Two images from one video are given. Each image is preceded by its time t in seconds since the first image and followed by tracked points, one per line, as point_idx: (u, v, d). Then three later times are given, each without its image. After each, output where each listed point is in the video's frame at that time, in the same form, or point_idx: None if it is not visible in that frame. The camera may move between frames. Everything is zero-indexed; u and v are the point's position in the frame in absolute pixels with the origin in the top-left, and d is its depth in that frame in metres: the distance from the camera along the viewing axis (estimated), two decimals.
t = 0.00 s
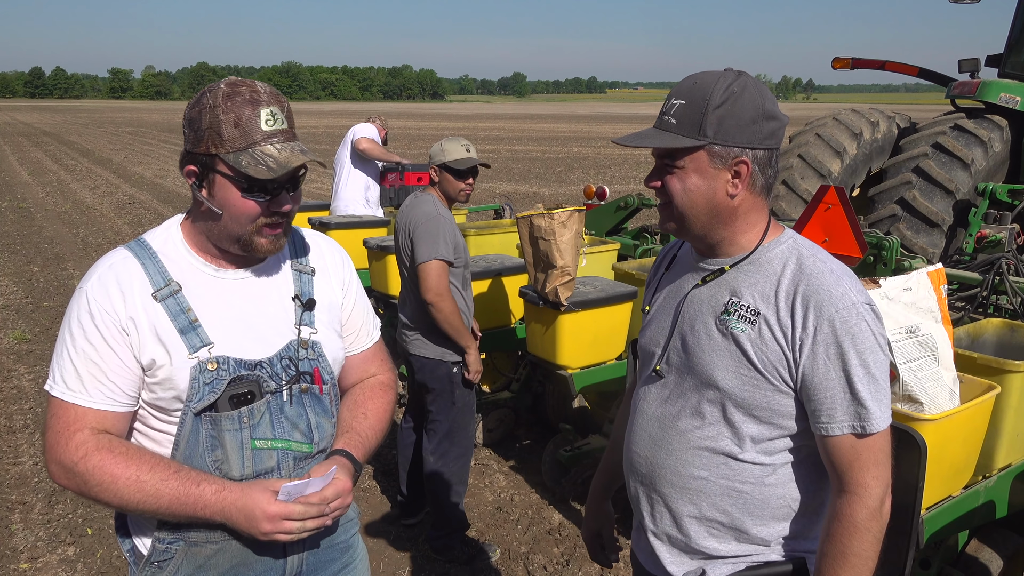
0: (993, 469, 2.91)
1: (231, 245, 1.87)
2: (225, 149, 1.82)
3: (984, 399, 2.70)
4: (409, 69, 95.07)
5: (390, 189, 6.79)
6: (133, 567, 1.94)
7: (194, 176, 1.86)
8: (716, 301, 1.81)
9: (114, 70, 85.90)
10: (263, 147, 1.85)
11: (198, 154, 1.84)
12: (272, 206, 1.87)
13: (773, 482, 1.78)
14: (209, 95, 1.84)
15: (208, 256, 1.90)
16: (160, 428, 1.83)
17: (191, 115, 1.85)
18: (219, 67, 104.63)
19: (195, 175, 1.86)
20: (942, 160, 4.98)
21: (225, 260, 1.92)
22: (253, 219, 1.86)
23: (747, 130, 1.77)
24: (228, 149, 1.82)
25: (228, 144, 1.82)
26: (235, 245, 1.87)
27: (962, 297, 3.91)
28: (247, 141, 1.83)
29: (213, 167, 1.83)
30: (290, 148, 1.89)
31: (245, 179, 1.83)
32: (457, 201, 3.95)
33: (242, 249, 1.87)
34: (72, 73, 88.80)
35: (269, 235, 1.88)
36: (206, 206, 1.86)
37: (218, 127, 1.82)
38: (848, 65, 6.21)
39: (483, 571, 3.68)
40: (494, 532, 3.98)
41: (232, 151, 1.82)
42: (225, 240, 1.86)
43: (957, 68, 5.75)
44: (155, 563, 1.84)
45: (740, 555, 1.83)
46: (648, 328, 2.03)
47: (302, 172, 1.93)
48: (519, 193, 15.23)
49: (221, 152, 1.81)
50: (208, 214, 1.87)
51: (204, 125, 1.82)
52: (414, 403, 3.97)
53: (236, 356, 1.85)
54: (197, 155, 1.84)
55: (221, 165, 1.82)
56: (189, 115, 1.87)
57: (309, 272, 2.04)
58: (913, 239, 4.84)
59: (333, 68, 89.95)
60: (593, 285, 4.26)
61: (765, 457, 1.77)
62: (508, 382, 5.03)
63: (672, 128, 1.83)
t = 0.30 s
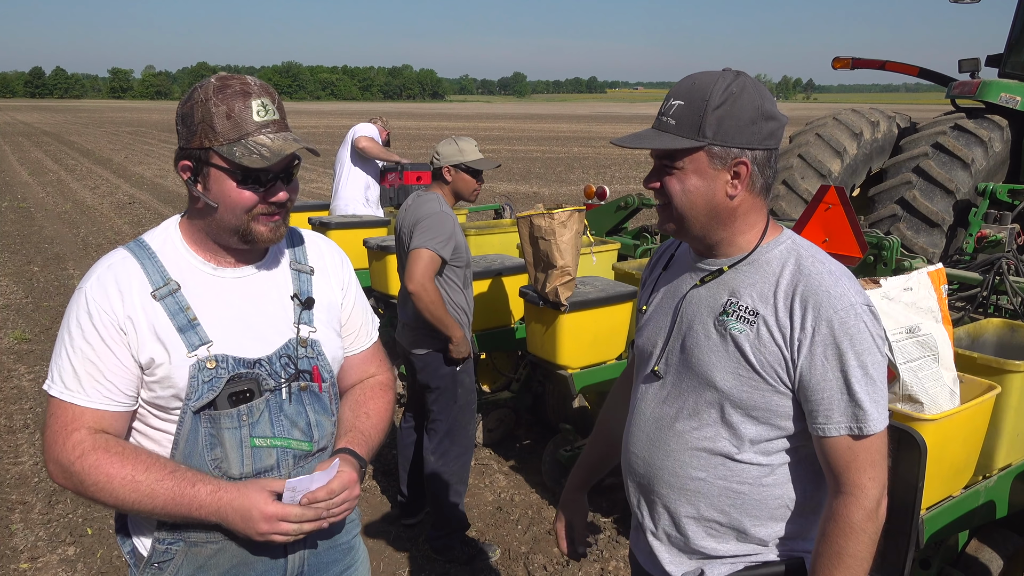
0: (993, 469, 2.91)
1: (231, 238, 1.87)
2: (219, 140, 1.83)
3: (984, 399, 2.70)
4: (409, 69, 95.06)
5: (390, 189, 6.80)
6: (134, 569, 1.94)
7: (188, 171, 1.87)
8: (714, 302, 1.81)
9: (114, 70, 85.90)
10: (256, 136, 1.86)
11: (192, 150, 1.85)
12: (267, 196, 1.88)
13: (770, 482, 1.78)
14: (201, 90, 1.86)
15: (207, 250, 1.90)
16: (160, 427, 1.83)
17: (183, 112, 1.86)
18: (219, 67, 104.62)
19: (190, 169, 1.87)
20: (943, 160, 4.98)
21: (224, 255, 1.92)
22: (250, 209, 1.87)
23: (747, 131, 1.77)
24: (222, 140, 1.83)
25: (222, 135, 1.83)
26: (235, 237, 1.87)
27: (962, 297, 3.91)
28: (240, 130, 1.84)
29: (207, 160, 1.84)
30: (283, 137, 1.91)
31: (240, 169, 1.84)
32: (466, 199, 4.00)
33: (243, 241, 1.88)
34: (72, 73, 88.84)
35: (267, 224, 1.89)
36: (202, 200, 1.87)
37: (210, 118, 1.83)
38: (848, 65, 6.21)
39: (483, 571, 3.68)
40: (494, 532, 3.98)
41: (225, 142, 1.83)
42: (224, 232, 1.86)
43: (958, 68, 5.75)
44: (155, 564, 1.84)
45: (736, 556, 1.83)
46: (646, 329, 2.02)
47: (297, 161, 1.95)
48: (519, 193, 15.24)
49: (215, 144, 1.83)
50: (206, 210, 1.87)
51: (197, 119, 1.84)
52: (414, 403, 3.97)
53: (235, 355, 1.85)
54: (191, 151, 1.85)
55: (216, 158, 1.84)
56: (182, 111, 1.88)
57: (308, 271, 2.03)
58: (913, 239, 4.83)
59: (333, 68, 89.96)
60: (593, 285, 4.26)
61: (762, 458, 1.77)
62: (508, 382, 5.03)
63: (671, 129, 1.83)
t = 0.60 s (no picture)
0: (993, 469, 2.91)
1: (253, 228, 1.91)
2: (237, 133, 1.84)
3: (984, 399, 2.70)
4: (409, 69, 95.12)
5: (390, 189, 6.81)
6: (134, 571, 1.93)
7: (203, 170, 1.85)
8: (715, 301, 1.81)
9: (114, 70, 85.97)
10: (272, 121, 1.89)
11: (205, 148, 1.85)
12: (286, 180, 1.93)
13: (772, 481, 1.78)
14: (202, 88, 1.85)
15: (220, 249, 1.91)
16: (160, 428, 1.83)
17: (187, 112, 1.85)
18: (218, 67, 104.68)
19: (205, 168, 1.85)
20: (942, 160, 4.98)
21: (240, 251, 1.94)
22: (273, 196, 1.91)
23: (764, 127, 1.79)
24: (239, 131, 1.85)
25: (238, 127, 1.84)
26: (257, 226, 1.91)
27: (962, 297, 3.91)
28: (256, 120, 1.87)
29: (225, 155, 1.85)
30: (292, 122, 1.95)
31: (262, 157, 1.88)
32: (466, 197, 4.02)
33: (265, 229, 1.92)
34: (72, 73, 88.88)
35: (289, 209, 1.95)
36: (221, 196, 1.87)
37: (221, 113, 1.84)
38: (848, 65, 6.21)
39: (483, 571, 3.68)
40: (494, 532, 3.98)
41: (245, 132, 1.85)
42: (250, 224, 1.90)
43: (957, 68, 5.75)
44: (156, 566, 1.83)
45: (738, 556, 1.83)
46: (642, 330, 2.02)
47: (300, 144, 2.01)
48: (519, 193, 15.24)
49: (234, 137, 1.84)
50: (223, 204, 1.88)
51: (207, 116, 1.84)
52: (413, 402, 3.98)
53: (235, 356, 1.85)
54: (204, 149, 1.85)
55: (236, 150, 1.86)
56: (181, 112, 1.86)
57: (307, 271, 2.03)
58: (913, 239, 4.83)
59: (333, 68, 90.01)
60: (593, 285, 4.26)
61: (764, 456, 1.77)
62: (508, 382, 5.02)
63: (692, 127, 1.79)
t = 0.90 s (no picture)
0: (993, 469, 2.91)
1: (251, 227, 1.90)
2: (231, 130, 1.84)
3: (984, 399, 2.70)
4: (409, 69, 95.12)
5: (391, 189, 6.82)
6: (133, 571, 1.94)
7: (198, 168, 1.86)
8: (717, 299, 1.81)
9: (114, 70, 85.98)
10: (266, 119, 1.88)
11: (200, 146, 1.85)
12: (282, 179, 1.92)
13: (780, 476, 1.78)
14: (197, 87, 1.85)
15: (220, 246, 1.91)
16: (160, 429, 1.83)
17: (182, 111, 1.86)
18: (218, 67, 104.69)
19: (201, 166, 1.86)
20: (942, 160, 4.98)
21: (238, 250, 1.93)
22: (268, 194, 1.90)
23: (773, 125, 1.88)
24: (234, 129, 1.84)
25: (233, 124, 1.84)
26: (256, 224, 1.90)
27: (962, 297, 3.92)
28: (251, 118, 1.86)
29: (220, 152, 1.85)
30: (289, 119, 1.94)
31: (258, 154, 1.88)
32: (464, 195, 4.03)
33: (263, 228, 1.91)
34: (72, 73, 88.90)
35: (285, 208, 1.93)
36: (217, 194, 1.86)
37: (215, 110, 1.84)
38: (848, 65, 6.21)
39: (483, 571, 3.68)
40: (494, 532, 3.98)
41: (239, 130, 1.85)
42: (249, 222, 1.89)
43: (957, 68, 5.75)
44: (156, 568, 1.83)
45: (749, 554, 1.83)
46: (639, 335, 2.00)
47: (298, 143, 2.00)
48: (519, 193, 15.25)
49: (228, 135, 1.84)
50: (219, 203, 1.88)
51: (202, 114, 1.84)
52: (412, 402, 3.97)
53: (235, 358, 1.84)
54: (199, 147, 1.85)
55: (230, 147, 1.85)
56: (178, 110, 1.87)
57: (307, 273, 2.03)
58: (913, 239, 4.83)
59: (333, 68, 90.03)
60: (593, 284, 4.26)
61: (772, 452, 1.77)
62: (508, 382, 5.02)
63: (733, 120, 1.76)
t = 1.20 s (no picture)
0: (993, 469, 2.91)
1: (223, 228, 1.86)
2: (199, 126, 1.83)
3: (984, 399, 2.70)
4: (409, 70, 95.15)
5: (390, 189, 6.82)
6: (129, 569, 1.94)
7: (178, 164, 1.89)
8: (720, 298, 1.81)
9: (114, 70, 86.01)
10: (233, 116, 1.85)
11: (178, 143, 1.87)
12: (251, 179, 1.87)
13: (785, 474, 1.78)
14: (184, 85, 1.89)
15: (201, 244, 1.89)
16: (155, 429, 1.82)
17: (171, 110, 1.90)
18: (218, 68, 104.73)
19: (179, 162, 1.88)
20: (943, 160, 4.97)
21: (216, 250, 1.90)
22: (235, 193, 1.86)
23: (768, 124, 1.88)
24: (203, 124, 1.83)
25: (202, 119, 1.84)
26: (227, 225, 1.86)
27: (962, 297, 3.91)
28: (218, 113, 1.84)
29: (192, 148, 1.85)
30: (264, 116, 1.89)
31: (223, 151, 1.85)
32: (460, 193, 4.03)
33: (234, 229, 1.86)
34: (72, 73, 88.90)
35: (254, 209, 1.87)
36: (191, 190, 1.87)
37: (191, 107, 1.85)
38: (848, 65, 6.21)
39: (483, 570, 3.68)
40: (494, 533, 3.98)
41: (207, 125, 1.83)
42: (223, 220, 1.86)
43: (958, 68, 5.75)
44: (151, 566, 1.84)
45: (754, 552, 1.83)
46: (640, 336, 2.00)
47: (280, 143, 1.95)
48: (519, 193, 15.25)
49: (195, 130, 1.83)
50: (196, 200, 1.88)
51: (180, 111, 1.86)
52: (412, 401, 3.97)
53: (232, 361, 1.84)
54: (179, 144, 1.87)
55: (200, 142, 1.84)
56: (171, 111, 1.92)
57: (309, 275, 2.03)
58: (913, 239, 4.83)
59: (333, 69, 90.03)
60: (593, 285, 4.26)
61: (777, 449, 1.77)
62: (508, 382, 5.02)
63: (733, 121, 1.77)
